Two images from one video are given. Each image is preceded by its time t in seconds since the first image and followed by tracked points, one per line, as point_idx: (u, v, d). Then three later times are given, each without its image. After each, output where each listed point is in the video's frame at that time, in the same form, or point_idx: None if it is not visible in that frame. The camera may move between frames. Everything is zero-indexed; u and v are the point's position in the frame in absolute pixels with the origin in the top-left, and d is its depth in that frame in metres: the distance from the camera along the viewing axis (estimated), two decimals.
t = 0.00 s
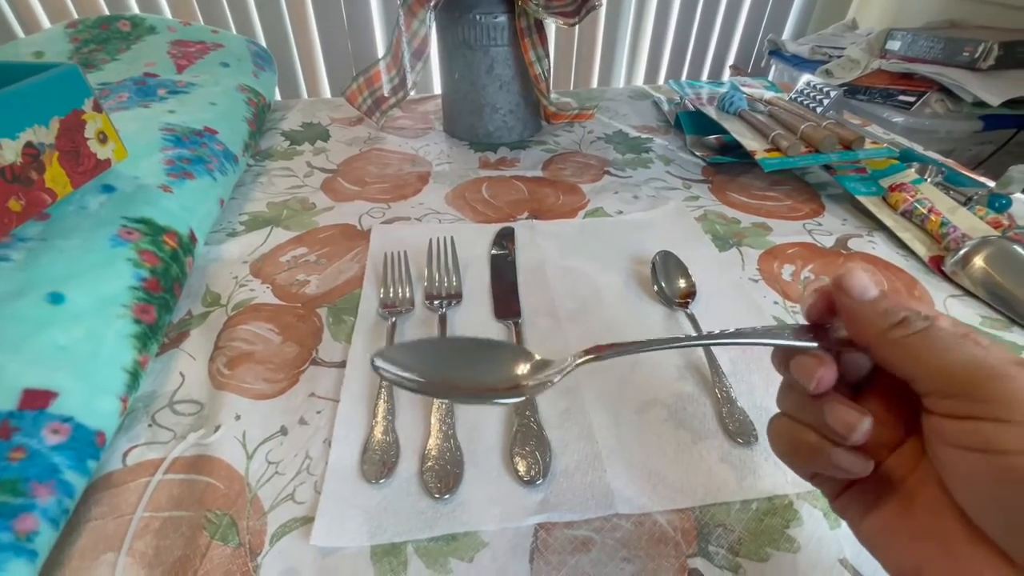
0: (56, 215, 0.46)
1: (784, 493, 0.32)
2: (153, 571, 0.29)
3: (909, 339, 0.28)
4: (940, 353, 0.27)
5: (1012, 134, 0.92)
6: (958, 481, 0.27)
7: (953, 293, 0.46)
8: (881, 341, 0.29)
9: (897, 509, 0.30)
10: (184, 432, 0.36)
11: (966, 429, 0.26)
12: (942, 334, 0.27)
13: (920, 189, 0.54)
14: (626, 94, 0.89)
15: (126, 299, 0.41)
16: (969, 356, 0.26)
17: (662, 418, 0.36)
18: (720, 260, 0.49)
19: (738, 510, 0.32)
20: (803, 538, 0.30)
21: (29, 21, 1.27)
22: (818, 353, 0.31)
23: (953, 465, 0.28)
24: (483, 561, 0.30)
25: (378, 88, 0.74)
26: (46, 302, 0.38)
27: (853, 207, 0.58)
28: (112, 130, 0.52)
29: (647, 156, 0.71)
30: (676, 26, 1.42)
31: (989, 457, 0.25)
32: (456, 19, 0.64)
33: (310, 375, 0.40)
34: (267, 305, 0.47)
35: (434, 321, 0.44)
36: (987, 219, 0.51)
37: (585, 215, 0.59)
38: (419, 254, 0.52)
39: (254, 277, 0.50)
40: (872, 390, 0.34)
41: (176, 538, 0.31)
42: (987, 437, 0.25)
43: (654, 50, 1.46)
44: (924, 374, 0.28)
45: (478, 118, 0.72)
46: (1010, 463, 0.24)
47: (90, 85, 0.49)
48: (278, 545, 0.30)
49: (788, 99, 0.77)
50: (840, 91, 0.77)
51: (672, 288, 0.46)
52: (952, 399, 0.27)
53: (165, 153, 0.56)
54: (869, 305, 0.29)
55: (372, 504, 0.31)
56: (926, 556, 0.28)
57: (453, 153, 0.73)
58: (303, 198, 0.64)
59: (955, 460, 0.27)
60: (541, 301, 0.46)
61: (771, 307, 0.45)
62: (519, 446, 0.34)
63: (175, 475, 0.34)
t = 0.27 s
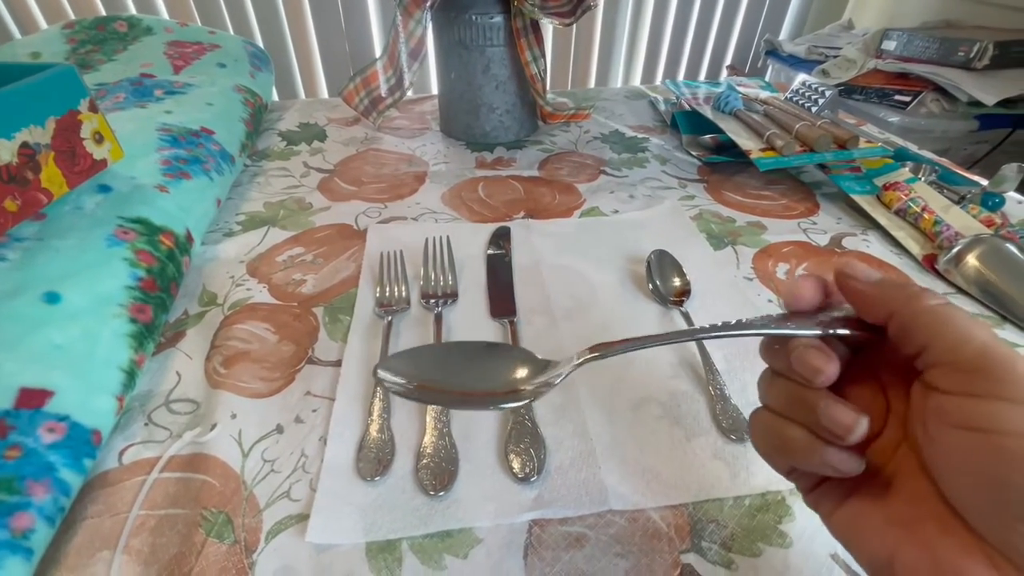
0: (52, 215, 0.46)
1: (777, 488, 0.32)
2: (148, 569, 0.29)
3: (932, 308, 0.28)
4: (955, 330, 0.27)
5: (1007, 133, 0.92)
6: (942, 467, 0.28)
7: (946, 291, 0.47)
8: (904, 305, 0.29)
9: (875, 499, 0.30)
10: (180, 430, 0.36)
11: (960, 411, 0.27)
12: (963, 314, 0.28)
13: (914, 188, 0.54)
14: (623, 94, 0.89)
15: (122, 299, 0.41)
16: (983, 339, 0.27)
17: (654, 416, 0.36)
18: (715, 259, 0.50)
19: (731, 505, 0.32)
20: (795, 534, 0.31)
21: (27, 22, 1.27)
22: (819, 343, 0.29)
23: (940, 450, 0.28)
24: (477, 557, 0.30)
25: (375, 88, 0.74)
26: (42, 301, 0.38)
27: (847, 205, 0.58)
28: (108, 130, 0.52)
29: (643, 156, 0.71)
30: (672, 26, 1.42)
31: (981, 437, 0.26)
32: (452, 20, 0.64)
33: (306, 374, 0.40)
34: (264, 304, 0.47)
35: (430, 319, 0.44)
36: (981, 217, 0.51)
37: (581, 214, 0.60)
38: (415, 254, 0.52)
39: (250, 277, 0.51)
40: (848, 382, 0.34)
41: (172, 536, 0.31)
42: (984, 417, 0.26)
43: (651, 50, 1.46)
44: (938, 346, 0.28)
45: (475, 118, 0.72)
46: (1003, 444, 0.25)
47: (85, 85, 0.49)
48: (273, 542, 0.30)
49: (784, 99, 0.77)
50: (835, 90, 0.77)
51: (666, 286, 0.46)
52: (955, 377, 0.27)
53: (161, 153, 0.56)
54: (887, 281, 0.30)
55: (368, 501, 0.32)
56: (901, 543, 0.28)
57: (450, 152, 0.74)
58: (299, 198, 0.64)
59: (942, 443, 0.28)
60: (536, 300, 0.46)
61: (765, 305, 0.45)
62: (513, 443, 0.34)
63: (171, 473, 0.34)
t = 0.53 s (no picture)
0: (51, 216, 0.46)
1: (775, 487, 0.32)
2: (148, 568, 0.29)
3: (857, 348, 0.26)
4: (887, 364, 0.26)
5: (1004, 133, 0.93)
6: (899, 486, 0.27)
7: (943, 290, 0.47)
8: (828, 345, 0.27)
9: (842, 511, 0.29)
10: (180, 430, 0.37)
11: (910, 436, 0.26)
12: (887, 344, 0.26)
13: (910, 187, 0.54)
14: (621, 94, 0.89)
15: (121, 299, 0.41)
16: (920, 362, 0.26)
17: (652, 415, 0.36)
18: (713, 258, 0.50)
19: (729, 504, 0.32)
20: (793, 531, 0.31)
21: (25, 23, 1.27)
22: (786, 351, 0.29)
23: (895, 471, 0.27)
24: (477, 555, 0.30)
25: (374, 89, 0.74)
26: (41, 302, 0.38)
27: (845, 205, 0.59)
28: (107, 131, 0.52)
29: (641, 156, 0.71)
30: (671, 27, 1.43)
31: (930, 464, 0.26)
32: (450, 21, 0.64)
33: (306, 374, 0.40)
34: (263, 305, 0.47)
35: (429, 319, 0.44)
36: (978, 217, 0.51)
37: (579, 214, 0.60)
38: (414, 254, 0.52)
39: (250, 278, 0.51)
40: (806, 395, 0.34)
41: (172, 535, 0.31)
42: (930, 443, 0.26)
43: (649, 51, 1.47)
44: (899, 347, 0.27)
45: (473, 119, 0.73)
46: (953, 469, 0.25)
47: (85, 86, 0.49)
48: (272, 541, 0.30)
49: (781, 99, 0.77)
50: (833, 91, 0.78)
51: (665, 286, 0.46)
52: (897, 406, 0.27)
53: (160, 154, 0.56)
54: (823, 309, 0.27)
55: (367, 500, 0.32)
56: (874, 552, 0.27)
57: (449, 153, 0.74)
58: (298, 198, 0.64)
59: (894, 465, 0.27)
60: (535, 299, 0.46)
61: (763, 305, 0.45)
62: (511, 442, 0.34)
63: (170, 473, 0.34)
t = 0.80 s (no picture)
0: (50, 217, 0.46)
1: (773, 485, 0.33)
2: (148, 567, 0.29)
3: (856, 341, 0.27)
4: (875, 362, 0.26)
5: (1001, 133, 0.93)
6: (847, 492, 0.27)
7: (940, 289, 0.47)
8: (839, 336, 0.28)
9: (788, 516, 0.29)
10: (180, 430, 0.37)
11: (868, 435, 0.26)
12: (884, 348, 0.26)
13: (907, 187, 0.54)
14: (620, 95, 0.90)
15: (121, 300, 0.41)
16: (894, 373, 0.25)
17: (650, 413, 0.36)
18: (711, 258, 0.50)
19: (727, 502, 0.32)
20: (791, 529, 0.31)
21: (24, 25, 1.27)
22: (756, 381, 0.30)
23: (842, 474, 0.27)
24: (476, 553, 0.30)
25: (373, 89, 0.74)
26: (40, 302, 0.38)
27: (842, 205, 0.59)
28: (106, 132, 0.52)
29: (640, 156, 0.71)
30: (669, 27, 1.43)
31: (880, 464, 0.25)
32: (449, 21, 0.64)
33: (305, 374, 0.41)
34: (263, 305, 0.47)
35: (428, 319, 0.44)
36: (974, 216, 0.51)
37: (578, 214, 0.60)
38: (413, 254, 0.52)
39: (249, 278, 0.51)
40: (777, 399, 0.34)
41: (172, 534, 0.31)
42: (883, 444, 0.25)
43: (647, 51, 1.47)
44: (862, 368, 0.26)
45: (472, 119, 0.73)
46: (902, 472, 0.24)
47: (84, 87, 0.49)
48: (272, 540, 0.31)
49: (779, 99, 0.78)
50: (830, 91, 0.78)
51: (663, 285, 0.46)
52: (868, 405, 0.26)
53: (159, 155, 0.56)
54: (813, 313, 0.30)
55: (366, 499, 0.32)
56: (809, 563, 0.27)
57: (448, 153, 0.74)
58: (298, 199, 0.64)
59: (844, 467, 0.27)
60: (533, 299, 0.46)
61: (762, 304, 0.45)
62: (510, 441, 0.34)
63: (170, 473, 0.34)
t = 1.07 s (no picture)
0: (50, 217, 0.46)
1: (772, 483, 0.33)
2: (149, 566, 0.29)
3: (810, 359, 0.27)
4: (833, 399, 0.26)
5: (999, 133, 0.93)
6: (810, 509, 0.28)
7: (937, 288, 0.47)
8: (792, 355, 0.28)
9: (756, 533, 0.30)
10: (180, 429, 0.37)
11: (825, 457, 0.27)
12: (840, 365, 0.27)
13: (905, 186, 0.55)
14: (619, 95, 0.90)
15: (121, 300, 0.41)
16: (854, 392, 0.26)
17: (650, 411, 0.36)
18: (709, 258, 0.50)
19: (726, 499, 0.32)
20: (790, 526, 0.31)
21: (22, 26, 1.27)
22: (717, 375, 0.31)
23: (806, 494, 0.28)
24: (476, 551, 0.30)
25: (372, 90, 0.75)
26: (41, 302, 0.38)
27: (841, 204, 0.59)
28: (106, 133, 0.52)
29: (639, 156, 0.71)
30: (668, 28, 1.43)
31: (838, 486, 0.26)
32: (448, 22, 0.64)
33: (305, 373, 0.41)
34: (262, 305, 0.47)
35: (427, 318, 0.44)
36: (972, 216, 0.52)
37: (577, 214, 0.60)
38: (412, 254, 0.52)
39: (249, 278, 0.51)
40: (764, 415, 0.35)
41: (172, 533, 0.31)
42: (841, 468, 0.26)
43: (646, 52, 1.47)
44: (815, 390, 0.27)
45: (471, 120, 0.73)
46: (861, 494, 0.25)
47: (84, 88, 0.50)
48: (272, 539, 0.31)
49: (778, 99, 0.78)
50: (828, 91, 0.78)
51: (662, 285, 0.46)
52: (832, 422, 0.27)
53: (159, 155, 0.57)
54: (779, 323, 0.29)
55: (366, 498, 0.32)
56: None
57: (447, 154, 0.74)
58: (298, 199, 0.64)
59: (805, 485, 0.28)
60: (532, 299, 0.46)
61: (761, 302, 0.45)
62: (509, 439, 0.34)
63: (171, 472, 0.34)
